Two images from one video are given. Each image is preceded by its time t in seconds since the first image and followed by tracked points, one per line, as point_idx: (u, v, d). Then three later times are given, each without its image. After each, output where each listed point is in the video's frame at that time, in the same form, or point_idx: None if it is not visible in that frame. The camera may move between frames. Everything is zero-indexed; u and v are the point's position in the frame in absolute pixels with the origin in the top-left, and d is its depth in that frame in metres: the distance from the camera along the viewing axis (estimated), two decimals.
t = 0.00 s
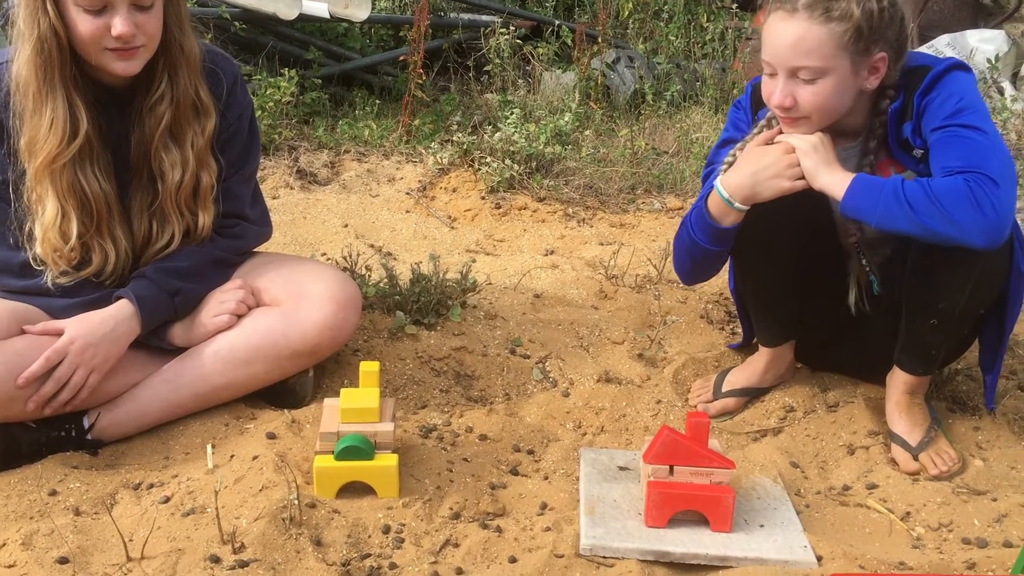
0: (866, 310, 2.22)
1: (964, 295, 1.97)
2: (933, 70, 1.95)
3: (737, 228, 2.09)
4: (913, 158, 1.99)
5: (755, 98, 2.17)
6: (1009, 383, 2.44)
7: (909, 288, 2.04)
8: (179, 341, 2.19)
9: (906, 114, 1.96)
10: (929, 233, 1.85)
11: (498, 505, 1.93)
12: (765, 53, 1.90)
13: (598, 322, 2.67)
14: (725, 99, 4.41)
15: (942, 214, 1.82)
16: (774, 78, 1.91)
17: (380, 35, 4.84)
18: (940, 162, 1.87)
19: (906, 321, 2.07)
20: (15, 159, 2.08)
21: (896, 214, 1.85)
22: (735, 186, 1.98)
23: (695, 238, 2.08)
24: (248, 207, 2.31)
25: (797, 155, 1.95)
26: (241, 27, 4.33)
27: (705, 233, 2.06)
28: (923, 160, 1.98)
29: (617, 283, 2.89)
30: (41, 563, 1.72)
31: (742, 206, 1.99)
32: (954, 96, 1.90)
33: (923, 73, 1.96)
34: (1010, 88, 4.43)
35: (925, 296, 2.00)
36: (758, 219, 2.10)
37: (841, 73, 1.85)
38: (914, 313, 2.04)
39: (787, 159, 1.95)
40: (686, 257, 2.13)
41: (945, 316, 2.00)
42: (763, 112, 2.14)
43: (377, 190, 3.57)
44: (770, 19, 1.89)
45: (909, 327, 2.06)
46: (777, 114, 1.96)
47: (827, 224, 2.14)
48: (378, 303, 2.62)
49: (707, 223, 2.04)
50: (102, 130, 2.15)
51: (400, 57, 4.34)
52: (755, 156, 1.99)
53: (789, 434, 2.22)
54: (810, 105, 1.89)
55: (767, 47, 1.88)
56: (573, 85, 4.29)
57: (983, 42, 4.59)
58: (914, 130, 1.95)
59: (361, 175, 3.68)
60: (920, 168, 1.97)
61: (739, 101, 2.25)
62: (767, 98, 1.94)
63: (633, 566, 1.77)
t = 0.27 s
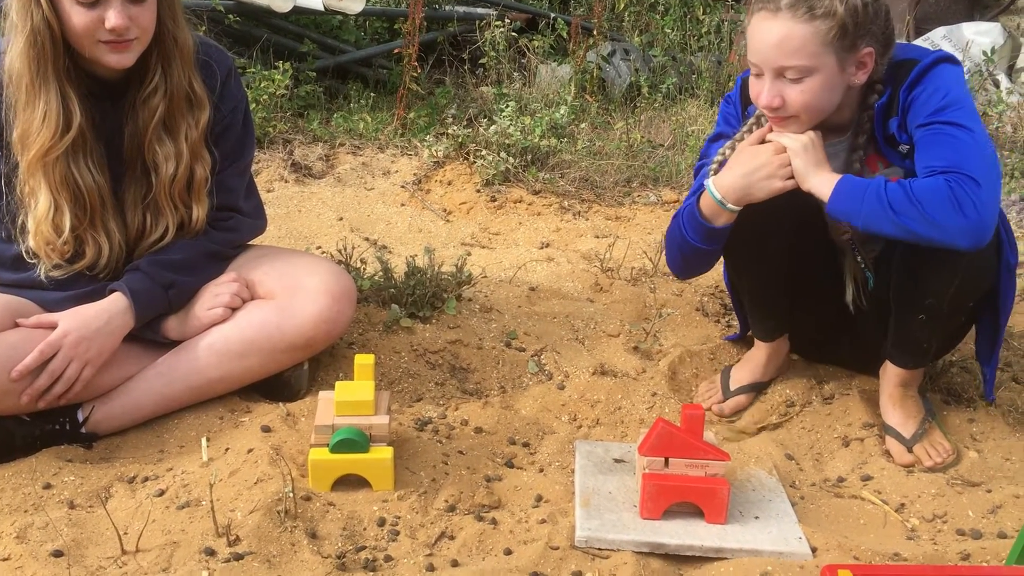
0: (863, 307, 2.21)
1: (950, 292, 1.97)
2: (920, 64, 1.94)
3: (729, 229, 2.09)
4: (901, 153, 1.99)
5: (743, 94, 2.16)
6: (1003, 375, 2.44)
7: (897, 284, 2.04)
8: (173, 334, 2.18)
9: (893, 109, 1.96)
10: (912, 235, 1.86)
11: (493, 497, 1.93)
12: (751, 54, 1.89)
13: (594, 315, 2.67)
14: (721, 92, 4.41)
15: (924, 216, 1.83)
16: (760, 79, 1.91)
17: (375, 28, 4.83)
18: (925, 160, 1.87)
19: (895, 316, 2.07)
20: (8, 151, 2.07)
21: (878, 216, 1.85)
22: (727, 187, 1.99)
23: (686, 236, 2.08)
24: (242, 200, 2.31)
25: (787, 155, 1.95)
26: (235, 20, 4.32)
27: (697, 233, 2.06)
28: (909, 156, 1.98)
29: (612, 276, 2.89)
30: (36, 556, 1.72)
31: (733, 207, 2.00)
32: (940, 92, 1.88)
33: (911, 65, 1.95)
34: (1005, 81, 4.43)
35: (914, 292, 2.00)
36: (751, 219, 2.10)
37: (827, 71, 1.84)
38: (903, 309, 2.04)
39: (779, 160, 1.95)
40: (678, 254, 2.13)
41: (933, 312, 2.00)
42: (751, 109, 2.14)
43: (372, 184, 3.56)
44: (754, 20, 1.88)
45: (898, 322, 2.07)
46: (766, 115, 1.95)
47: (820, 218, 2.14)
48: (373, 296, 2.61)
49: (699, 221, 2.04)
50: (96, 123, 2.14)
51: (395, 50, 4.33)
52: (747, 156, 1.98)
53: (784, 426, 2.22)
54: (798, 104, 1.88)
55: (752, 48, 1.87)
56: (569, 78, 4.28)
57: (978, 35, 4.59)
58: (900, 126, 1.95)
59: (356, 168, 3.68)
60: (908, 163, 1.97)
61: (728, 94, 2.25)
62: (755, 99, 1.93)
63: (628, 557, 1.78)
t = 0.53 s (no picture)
0: (841, 305, 2.21)
1: (933, 291, 1.98)
2: (902, 63, 1.94)
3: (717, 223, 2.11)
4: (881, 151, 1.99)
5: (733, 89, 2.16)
6: (1000, 369, 2.45)
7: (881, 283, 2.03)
8: (172, 330, 2.18)
9: (875, 107, 1.96)
10: (881, 238, 1.86)
11: (492, 492, 1.94)
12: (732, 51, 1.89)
13: (592, 310, 2.68)
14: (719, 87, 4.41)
15: (892, 219, 1.83)
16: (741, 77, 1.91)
17: (373, 24, 4.83)
18: (901, 162, 1.88)
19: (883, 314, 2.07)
20: (7, 149, 2.07)
21: (849, 217, 1.86)
22: (711, 183, 1.99)
23: (673, 231, 2.08)
24: (240, 197, 2.31)
25: (771, 151, 1.95)
26: (233, 16, 4.31)
27: (683, 228, 2.07)
28: (888, 155, 1.98)
29: (611, 271, 2.89)
30: (35, 552, 1.72)
31: (717, 203, 2.00)
32: (921, 93, 1.89)
33: (894, 65, 1.95)
34: (1003, 76, 4.43)
35: (897, 290, 2.01)
36: (737, 215, 2.11)
37: (806, 66, 1.84)
38: (889, 307, 2.04)
39: (762, 156, 1.95)
40: (666, 248, 2.14)
41: (918, 311, 2.01)
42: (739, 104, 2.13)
43: (370, 180, 3.56)
44: (731, 18, 1.88)
45: (887, 321, 2.06)
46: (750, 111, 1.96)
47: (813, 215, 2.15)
48: (371, 292, 2.62)
49: (684, 218, 2.05)
50: (94, 121, 2.13)
51: (393, 46, 4.32)
52: (731, 152, 1.98)
53: (782, 421, 2.23)
54: (778, 100, 1.89)
55: (731, 47, 1.88)
56: (567, 73, 4.28)
57: (976, 30, 4.59)
58: (881, 124, 1.95)
59: (354, 164, 3.68)
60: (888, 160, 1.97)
61: (718, 91, 2.26)
62: (738, 96, 1.94)
63: (627, 552, 1.78)
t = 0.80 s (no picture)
0: (852, 299, 2.20)
1: (937, 285, 1.97)
2: (906, 57, 1.94)
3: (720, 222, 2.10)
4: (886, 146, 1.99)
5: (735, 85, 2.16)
6: (999, 365, 2.45)
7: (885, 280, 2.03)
8: (169, 328, 2.18)
9: (878, 102, 1.95)
10: (892, 233, 1.86)
11: (490, 489, 1.93)
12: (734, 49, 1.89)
13: (590, 307, 2.67)
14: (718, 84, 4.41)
15: (902, 213, 1.83)
16: (745, 75, 1.90)
17: (371, 20, 4.83)
18: (909, 156, 1.87)
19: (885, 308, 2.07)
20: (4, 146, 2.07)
21: (859, 213, 1.85)
22: (715, 179, 1.98)
23: (676, 228, 2.07)
24: (238, 193, 2.30)
25: (775, 148, 1.94)
26: (231, 13, 4.30)
27: (686, 224, 2.06)
28: (893, 150, 1.97)
29: (609, 268, 2.89)
30: (33, 549, 1.72)
31: (721, 199, 2.00)
32: (926, 87, 1.89)
33: (897, 59, 1.94)
34: (1002, 72, 4.43)
35: (901, 285, 2.00)
36: (738, 212, 2.11)
37: (812, 62, 1.84)
38: (893, 302, 2.04)
39: (767, 152, 1.94)
40: (668, 246, 2.13)
41: (922, 306, 2.01)
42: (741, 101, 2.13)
43: (369, 176, 3.56)
44: (734, 17, 1.88)
45: (888, 315, 2.06)
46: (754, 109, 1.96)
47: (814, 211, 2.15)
48: (369, 289, 2.61)
49: (687, 215, 2.05)
50: (91, 117, 2.13)
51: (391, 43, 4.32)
52: (735, 148, 1.97)
53: (781, 417, 2.22)
54: (783, 97, 1.88)
55: (734, 45, 1.87)
56: (565, 70, 4.27)
57: (975, 26, 4.59)
58: (885, 119, 1.95)
59: (353, 161, 3.67)
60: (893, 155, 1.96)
61: (719, 88, 2.25)
62: (742, 94, 1.93)
63: (625, 548, 1.78)
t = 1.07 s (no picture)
0: (858, 296, 2.21)
1: (944, 280, 1.97)
2: (916, 52, 1.95)
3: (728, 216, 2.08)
4: (898, 141, 2.00)
5: (742, 82, 2.16)
6: (997, 363, 2.45)
7: (892, 273, 2.04)
8: (168, 326, 2.18)
9: (889, 98, 1.97)
10: (912, 225, 1.86)
11: (489, 487, 1.93)
12: (748, 46, 1.88)
13: (589, 305, 2.67)
14: (716, 82, 4.41)
15: (922, 205, 1.83)
16: (759, 71, 1.90)
17: (369, 19, 4.83)
18: (924, 149, 1.87)
19: (890, 303, 2.08)
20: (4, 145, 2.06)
21: (876, 207, 1.85)
22: (727, 174, 1.97)
23: (684, 224, 2.07)
24: (236, 192, 2.29)
25: (788, 144, 1.94)
26: (228, 11, 4.30)
27: (695, 220, 2.05)
28: (905, 144, 1.99)
29: (608, 267, 2.89)
30: (31, 548, 1.71)
31: (733, 194, 1.99)
32: (937, 81, 1.89)
33: (907, 54, 1.96)
34: (999, 70, 4.43)
35: (908, 279, 2.01)
36: (747, 207, 2.09)
37: (828, 59, 1.84)
38: (898, 297, 2.05)
39: (779, 148, 1.94)
40: (676, 243, 2.12)
41: (928, 300, 2.01)
42: (751, 97, 2.13)
43: (367, 175, 3.55)
44: (749, 12, 1.87)
45: (893, 310, 2.07)
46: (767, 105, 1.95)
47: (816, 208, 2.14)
48: (368, 288, 2.61)
49: (697, 210, 2.04)
50: (90, 116, 2.13)
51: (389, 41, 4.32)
52: (746, 143, 1.97)
53: (780, 416, 2.22)
54: (798, 94, 1.88)
55: (750, 41, 1.86)
56: (564, 68, 4.27)
57: (972, 25, 4.59)
58: (897, 114, 1.96)
59: (351, 159, 3.67)
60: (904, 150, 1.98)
61: (725, 85, 2.25)
62: (755, 92, 1.93)
63: (623, 546, 1.78)
